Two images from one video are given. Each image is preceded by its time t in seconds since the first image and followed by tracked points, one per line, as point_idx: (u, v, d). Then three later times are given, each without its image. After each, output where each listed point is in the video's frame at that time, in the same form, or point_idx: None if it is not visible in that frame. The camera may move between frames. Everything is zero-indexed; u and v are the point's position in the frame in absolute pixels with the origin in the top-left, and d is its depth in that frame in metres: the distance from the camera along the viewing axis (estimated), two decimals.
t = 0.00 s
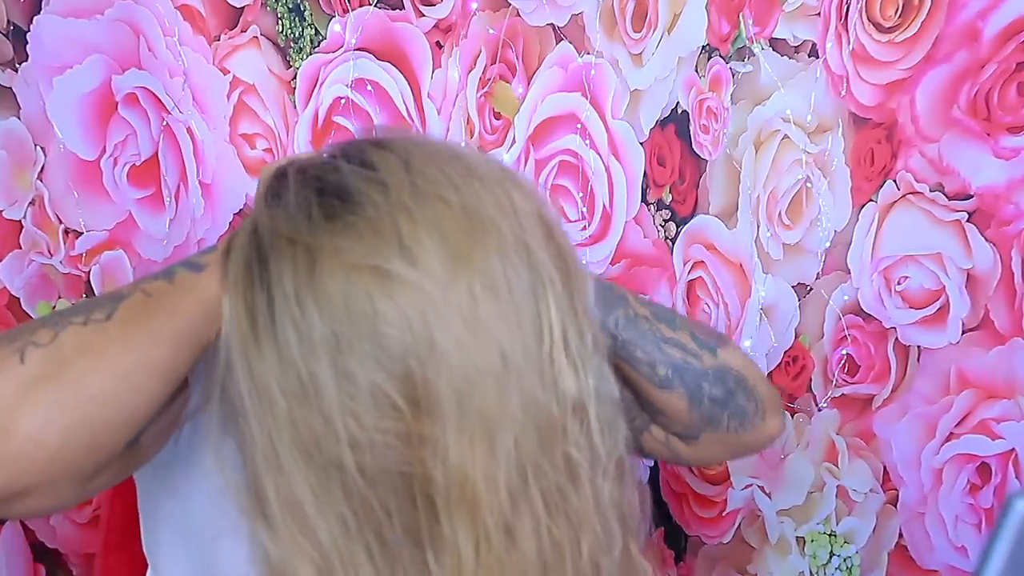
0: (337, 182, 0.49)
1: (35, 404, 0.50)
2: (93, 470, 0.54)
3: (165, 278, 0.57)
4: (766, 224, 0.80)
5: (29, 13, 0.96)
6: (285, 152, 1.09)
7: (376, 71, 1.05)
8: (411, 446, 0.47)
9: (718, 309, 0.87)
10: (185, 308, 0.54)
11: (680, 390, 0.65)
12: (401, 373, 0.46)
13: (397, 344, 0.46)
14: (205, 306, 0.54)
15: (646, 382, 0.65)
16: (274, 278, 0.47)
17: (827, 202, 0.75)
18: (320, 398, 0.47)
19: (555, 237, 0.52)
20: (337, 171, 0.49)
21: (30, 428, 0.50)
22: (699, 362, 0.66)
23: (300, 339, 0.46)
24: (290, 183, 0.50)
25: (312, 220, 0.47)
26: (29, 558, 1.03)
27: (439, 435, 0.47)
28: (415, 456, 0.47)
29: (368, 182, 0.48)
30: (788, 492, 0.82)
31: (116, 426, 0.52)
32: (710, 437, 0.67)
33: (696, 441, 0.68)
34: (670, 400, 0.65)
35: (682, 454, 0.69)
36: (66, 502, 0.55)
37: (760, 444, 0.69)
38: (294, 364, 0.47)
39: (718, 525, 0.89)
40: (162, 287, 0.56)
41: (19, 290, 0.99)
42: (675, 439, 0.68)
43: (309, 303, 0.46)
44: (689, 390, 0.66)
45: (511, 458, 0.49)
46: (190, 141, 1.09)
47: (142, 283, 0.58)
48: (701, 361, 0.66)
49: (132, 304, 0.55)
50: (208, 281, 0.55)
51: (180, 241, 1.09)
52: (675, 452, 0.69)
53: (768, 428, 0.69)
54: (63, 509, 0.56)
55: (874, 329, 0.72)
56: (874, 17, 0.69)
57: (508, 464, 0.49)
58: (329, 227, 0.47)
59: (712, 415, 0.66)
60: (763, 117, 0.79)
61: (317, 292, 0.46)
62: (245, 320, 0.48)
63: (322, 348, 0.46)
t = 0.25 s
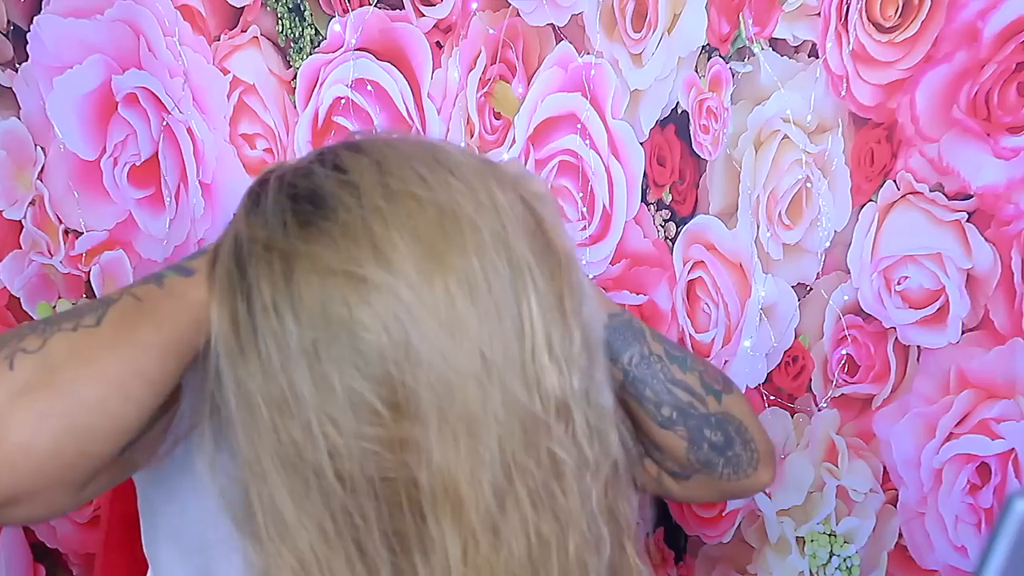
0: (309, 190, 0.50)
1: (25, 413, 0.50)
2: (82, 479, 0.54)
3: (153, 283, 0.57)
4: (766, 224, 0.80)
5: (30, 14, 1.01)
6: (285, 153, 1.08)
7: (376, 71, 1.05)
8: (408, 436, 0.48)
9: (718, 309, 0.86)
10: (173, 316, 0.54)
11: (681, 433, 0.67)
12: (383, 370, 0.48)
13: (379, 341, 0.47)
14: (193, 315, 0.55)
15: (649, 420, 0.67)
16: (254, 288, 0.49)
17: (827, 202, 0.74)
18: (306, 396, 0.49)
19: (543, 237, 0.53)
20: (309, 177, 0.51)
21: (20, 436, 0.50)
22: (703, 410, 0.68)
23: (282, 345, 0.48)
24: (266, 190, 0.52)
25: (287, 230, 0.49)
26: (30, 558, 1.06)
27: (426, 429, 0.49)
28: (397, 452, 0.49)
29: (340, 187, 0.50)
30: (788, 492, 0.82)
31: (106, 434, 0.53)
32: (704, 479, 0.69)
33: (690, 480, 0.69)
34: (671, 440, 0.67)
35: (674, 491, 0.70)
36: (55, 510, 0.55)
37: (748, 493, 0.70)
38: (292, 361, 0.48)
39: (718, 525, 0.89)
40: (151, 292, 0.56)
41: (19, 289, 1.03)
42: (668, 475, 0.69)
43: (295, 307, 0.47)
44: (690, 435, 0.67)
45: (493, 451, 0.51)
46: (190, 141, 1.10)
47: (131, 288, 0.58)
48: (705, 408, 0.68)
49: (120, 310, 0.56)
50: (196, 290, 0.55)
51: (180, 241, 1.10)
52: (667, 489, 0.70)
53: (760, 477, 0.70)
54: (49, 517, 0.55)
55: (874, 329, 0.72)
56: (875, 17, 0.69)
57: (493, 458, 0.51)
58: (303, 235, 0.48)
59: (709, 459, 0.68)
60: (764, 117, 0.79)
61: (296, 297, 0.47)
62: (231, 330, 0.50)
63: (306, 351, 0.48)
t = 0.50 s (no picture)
0: (334, 187, 0.50)
1: (47, 395, 0.48)
2: (96, 466, 0.51)
3: (174, 277, 0.56)
4: (766, 224, 0.80)
5: (29, 13, 0.98)
6: (285, 153, 1.09)
7: (376, 71, 1.05)
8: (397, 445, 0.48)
9: (718, 309, 0.87)
10: (194, 307, 0.53)
11: (676, 395, 0.63)
12: (397, 372, 0.47)
13: (396, 343, 0.46)
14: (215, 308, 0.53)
15: (642, 386, 0.63)
16: (272, 281, 0.48)
17: (827, 202, 0.74)
18: (316, 394, 0.48)
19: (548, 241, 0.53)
20: (335, 176, 0.50)
21: (43, 419, 0.48)
22: (697, 367, 0.64)
23: (298, 341, 0.47)
24: (291, 184, 0.51)
25: (310, 225, 0.48)
26: (30, 558, 1.06)
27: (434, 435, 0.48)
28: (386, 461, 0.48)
29: (365, 186, 0.49)
30: (788, 492, 0.82)
31: (127, 423, 0.50)
32: (710, 441, 0.65)
33: (695, 445, 0.66)
34: (668, 405, 0.63)
35: (683, 457, 0.68)
36: (64, 495, 0.52)
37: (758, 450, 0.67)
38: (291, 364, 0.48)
39: (718, 525, 0.89)
40: (172, 285, 0.55)
41: (19, 290, 1.00)
42: (674, 441, 0.67)
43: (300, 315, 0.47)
44: (686, 396, 0.63)
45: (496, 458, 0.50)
46: (190, 141, 1.10)
47: (151, 280, 0.57)
48: (699, 365, 0.64)
49: (143, 301, 0.54)
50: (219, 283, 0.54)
51: (180, 241, 1.10)
52: (675, 455, 0.68)
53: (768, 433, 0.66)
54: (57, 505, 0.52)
55: (874, 329, 0.72)
56: (875, 17, 0.69)
57: (502, 466, 0.50)
58: (326, 231, 0.47)
59: (710, 419, 0.64)
60: (764, 117, 0.79)
61: (315, 295, 0.46)
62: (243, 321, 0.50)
63: (314, 350, 0.47)
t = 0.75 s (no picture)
0: (360, 187, 0.47)
1: (47, 405, 0.47)
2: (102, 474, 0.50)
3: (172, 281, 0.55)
4: (766, 224, 0.80)
5: (29, 14, 0.97)
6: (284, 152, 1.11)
7: (376, 71, 1.06)
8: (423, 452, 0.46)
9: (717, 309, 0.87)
10: (193, 311, 0.52)
11: (661, 337, 0.62)
12: (431, 376, 0.44)
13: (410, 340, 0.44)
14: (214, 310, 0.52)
15: (625, 333, 0.62)
16: (300, 289, 0.45)
17: (828, 202, 0.74)
18: (327, 391, 0.45)
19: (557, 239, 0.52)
20: (361, 176, 0.48)
21: (41, 431, 0.47)
22: (678, 308, 0.63)
23: (328, 348, 0.45)
24: (310, 189, 0.49)
25: (340, 228, 0.45)
26: (30, 558, 1.07)
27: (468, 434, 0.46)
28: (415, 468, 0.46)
29: (392, 186, 0.47)
30: (788, 492, 0.82)
31: (126, 430, 0.50)
32: (702, 381, 0.64)
33: (691, 390, 0.64)
34: (653, 348, 0.62)
35: (682, 408, 0.66)
36: (72, 507, 0.51)
37: (755, 387, 0.65)
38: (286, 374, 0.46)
39: (718, 525, 0.89)
40: (169, 291, 0.54)
41: (19, 289, 0.99)
42: (672, 392, 0.65)
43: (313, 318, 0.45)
44: (672, 337, 0.63)
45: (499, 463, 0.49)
46: (190, 141, 1.10)
47: (149, 286, 0.55)
48: (680, 306, 0.64)
49: (138, 307, 0.53)
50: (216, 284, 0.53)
51: (180, 241, 1.11)
52: (675, 407, 0.66)
53: (761, 366, 0.65)
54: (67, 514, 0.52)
55: (874, 329, 0.72)
56: (874, 17, 0.69)
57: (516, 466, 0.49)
58: (357, 234, 0.45)
59: (700, 357, 0.63)
60: (764, 117, 0.79)
61: (346, 299, 0.44)
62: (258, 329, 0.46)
63: (325, 350, 0.45)
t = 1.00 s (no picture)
0: (363, 197, 0.47)
1: (85, 379, 0.48)
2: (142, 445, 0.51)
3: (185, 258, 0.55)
4: (766, 224, 0.80)
5: (28, 13, 0.97)
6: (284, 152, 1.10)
7: (376, 71, 1.06)
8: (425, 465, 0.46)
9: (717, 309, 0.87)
10: (212, 281, 0.52)
11: (654, 329, 0.62)
12: (441, 393, 0.45)
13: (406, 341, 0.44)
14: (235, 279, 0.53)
15: (618, 327, 0.61)
16: (304, 303, 0.45)
17: (828, 203, 0.74)
18: (327, 392, 0.45)
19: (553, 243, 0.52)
20: (364, 186, 0.47)
21: (81, 404, 0.48)
22: (670, 299, 0.63)
23: (328, 349, 0.45)
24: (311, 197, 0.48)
25: (344, 246, 0.45)
26: (30, 558, 1.06)
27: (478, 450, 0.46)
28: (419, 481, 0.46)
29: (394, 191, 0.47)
30: (788, 492, 0.82)
31: (163, 401, 0.50)
32: (697, 373, 0.63)
33: (686, 382, 0.64)
34: (646, 341, 0.62)
35: (678, 401, 0.65)
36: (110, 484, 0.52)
37: (751, 375, 0.65)
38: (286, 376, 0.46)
39: (718, 525, 0.89)
40: (184, 267, 0.54)
41: (19, 289, 0.98)
42: (667, 384, 0.64)
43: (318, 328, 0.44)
44: (664, 328, 0.62)
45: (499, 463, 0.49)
46: (190, 141, 1.10)
47: (163, 263, 0.56)
48: (673, 297, 0.63)
49: (158, 284, 0.53)
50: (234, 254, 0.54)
51: (180, 240, 1.10)
52: (670, 400, 0.65)
53: (758, 355, 0.64)
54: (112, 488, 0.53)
55: (874, 329, 0.72)
56: (875, 17, 0.69)
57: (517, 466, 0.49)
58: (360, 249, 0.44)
59: (693, 348, 0.63)
60: (764, 117, 0.79)
61: (346, 300, 0.44)
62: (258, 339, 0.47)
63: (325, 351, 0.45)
